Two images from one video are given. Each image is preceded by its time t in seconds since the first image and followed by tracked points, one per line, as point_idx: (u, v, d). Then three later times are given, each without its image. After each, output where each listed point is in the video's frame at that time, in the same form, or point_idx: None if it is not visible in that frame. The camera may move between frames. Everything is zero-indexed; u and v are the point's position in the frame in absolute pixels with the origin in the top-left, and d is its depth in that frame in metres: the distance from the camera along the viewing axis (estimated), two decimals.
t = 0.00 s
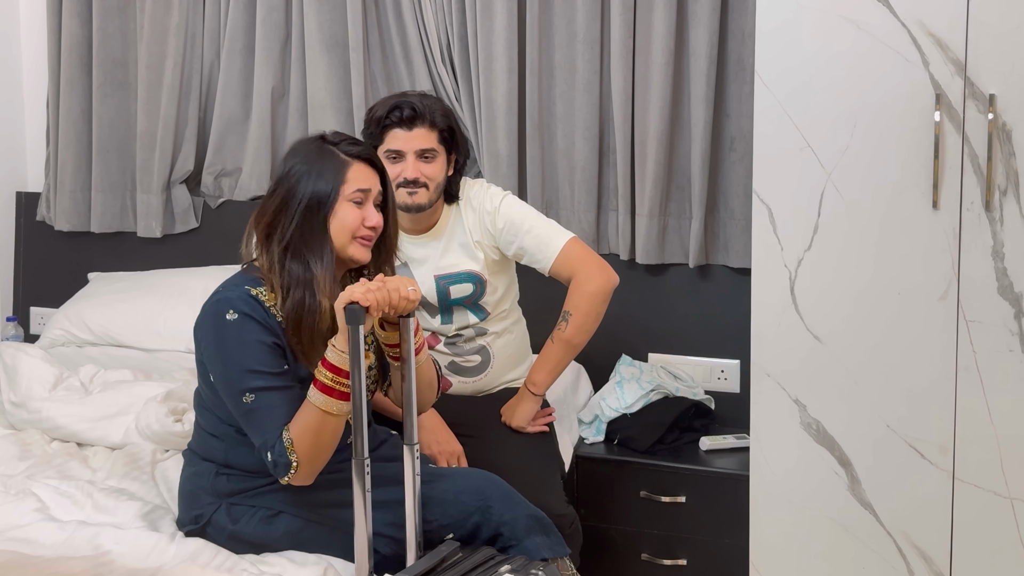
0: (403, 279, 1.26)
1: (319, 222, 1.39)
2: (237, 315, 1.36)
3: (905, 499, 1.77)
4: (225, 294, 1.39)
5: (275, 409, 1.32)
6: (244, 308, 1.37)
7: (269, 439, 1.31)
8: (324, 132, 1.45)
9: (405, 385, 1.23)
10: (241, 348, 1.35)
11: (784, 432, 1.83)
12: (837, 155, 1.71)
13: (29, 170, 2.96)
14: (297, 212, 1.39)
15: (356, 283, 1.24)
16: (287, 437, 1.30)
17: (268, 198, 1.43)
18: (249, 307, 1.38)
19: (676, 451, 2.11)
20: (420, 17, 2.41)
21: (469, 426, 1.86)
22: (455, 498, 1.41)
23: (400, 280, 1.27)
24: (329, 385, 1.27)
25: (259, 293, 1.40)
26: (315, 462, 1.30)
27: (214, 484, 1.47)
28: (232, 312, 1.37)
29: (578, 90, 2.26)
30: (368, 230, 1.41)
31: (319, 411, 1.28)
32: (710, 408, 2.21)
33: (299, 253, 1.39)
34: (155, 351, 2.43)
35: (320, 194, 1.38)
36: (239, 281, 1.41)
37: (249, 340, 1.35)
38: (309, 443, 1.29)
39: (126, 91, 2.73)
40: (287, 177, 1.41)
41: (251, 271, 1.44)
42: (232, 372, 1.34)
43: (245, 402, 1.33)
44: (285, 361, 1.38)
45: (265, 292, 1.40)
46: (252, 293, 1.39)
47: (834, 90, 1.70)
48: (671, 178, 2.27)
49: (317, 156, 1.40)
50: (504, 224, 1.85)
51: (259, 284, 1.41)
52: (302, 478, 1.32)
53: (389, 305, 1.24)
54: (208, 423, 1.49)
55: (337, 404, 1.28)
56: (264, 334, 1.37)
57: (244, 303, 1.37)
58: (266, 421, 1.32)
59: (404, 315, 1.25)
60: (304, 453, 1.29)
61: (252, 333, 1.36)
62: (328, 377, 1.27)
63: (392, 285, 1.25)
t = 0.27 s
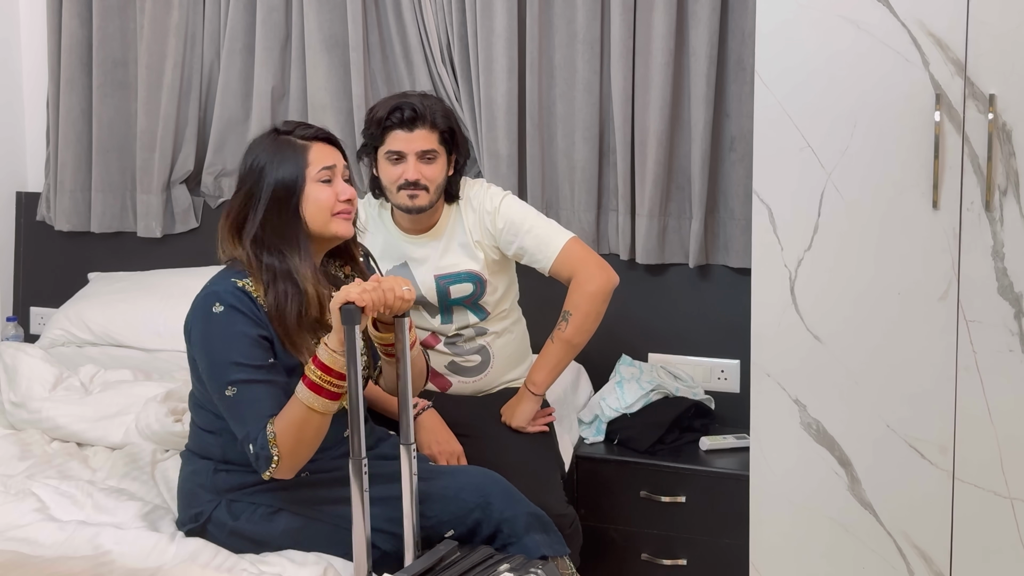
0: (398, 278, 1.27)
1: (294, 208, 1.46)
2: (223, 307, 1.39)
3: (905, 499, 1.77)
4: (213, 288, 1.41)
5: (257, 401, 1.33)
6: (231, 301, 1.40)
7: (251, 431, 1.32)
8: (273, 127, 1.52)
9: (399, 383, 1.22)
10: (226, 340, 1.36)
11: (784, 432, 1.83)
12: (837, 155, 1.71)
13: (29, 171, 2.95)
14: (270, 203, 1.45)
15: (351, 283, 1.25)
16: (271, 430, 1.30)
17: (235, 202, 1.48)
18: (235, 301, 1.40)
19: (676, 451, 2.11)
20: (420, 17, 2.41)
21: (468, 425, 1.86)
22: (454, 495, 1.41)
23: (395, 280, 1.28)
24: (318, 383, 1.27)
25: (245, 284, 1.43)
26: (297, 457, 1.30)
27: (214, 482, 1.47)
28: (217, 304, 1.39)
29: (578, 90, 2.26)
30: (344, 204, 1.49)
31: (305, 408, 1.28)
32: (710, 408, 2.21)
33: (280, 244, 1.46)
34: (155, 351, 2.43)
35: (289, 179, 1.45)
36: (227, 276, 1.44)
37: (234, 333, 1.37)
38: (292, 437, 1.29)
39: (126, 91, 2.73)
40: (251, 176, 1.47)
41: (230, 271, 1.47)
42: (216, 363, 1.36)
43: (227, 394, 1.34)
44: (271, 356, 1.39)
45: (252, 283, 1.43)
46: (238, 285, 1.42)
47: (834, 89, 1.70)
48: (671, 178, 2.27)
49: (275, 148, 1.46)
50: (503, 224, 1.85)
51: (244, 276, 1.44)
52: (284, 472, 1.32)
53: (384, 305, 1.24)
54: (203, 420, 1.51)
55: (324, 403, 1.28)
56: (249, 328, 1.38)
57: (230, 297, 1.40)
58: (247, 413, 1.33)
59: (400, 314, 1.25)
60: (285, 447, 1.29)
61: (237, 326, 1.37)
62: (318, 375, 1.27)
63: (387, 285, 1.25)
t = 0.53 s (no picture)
0: (394, 279, 1.27)
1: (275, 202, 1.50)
2: (213, 298, 1.41)
3: (905, 499, 1.77)
4: (206, 278, 1.44)
5: (244, 391, 1.35)
6: (222, 292, 1.42)
7: (237, 419, 1.33)
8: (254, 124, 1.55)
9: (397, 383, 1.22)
10: (216, 330, 1.38)
11: (784, 432, 1.83)
12: (837, 155, 1.71)
13: (29, 171, 2.96)
14: (251, 197, 1.50)
15: (348, 283, 1.25)
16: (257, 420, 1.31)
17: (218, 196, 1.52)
18: (226, 291, 1.42)
19: (676, 451, 2.11)
20: (420, 17, 2.41)
21: (467, 425, 1.86)
22: (453, 492, 1.41)
23: (391, 280, 1.28)
24: (309, 380, 1.28)
25: (236, 272, 1.45)
26: (280, 449, 1.31)
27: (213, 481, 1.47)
28: (208, 295, 1.41)
29: (578, 90, 2.26)
30: (325, 198, 1.52)
31: (293, 402, 1.29)
32: (710, 408, 2.21)
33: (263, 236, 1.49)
34: (155, 351, 2.43)
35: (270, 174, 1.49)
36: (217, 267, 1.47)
37: (224, 322, 1.39)
38: (278, 430, 1.30)
39: (126, 91, 2.73)
40: (232, 172, 1.51)
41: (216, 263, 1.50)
42: (205, 352, 1.38)
43: (214, 382, 1.36)
44: (259, 346, 1.41)
45: (242, 272, 1.46)
46: (229, 274, 1.44)
47: (834, 89, 1.70)
48: (671, 178, 2.27)
49: (255, 144, 1.50)
50: (501, 224, 1.85)
51: (233, 266, 1.47)
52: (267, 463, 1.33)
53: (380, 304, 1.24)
54: (197, 415, 1.52)
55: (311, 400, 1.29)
56: (239, 318, 1.40)
57: (221, 288, 1.42)
58: (232, 403, 1.34)
59: (396, 312, 1.25)
60: (269, 439, 1.31)
61: (226, 316, 1.39)
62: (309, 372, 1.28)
63: (384, 285, 1.25)
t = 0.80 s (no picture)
0: (399, 278, 1.27)
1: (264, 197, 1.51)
2: (211, 291, 1.41)
3: (905, 499, 1.77)
4: (205, 272, 1.44)
5: (239, 382, 1.35)
6: (220, 286, 1.42)
7: (233, 411, 1.33)
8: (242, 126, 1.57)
9: (401, 382, 1.22)
10: (213, 323, 1.38)
11: (784, 432, 1.83)
12: (837, 155, 1.71)
13: (29, 171, 2.96)
14: (241, 194, 1.51)
15: (353, 282, 1.25)
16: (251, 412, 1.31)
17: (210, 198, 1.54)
18: (224, 285, 1.42)
19: (676, 451, 2.11)
20: (420, 17, 2.41)
21: (467, 425, 1.86)
22: (453, 491, 1.41)
23: (396, 278, 1.27)
24: (304, 373, 1.28)
25: (234, 267, 1.45)
26: (273, 443, 1.32)
27: (212, 479, 1.47)
28: (206, 288, 1.41)
29: (578, 90, 2.26)
30: (311, 188, 1.52)
31: (286, 395, 1.28)
32: (710, 408, 2.21)
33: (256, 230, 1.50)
34: (155, 351, 2.43)
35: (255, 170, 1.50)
36: (215, 262, 1.47)
37: (221, 315, 1.39)
38: (270, 424, 1.30)
39: (126, 91, 2.73)
40: (222, 173, 1.53)
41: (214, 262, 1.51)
42: (201, 345, 1.38)
43: (210, 375, 1.36)
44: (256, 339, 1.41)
45: (239, 266, 1.46)
46: (228, 269, 1.44)
47: (834, 89, 1.70)
48: (671, 178, 2.27)
49: (242, 144, 1.52)
50: (498, 223, 1.85)
51: (231, 262, 1.47)
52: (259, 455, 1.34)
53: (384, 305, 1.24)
54: (196, 412, 1.52)
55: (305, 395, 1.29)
56: (235, 311, 1.40)
57: (219, 281, 1.42)
58: (228, 395, 1.34)
59: (400, 314, 1.25)
60: (262, 433, 1.31)
61: (222, 309, 1.39)
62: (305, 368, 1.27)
63: (388, 285, 1.25)
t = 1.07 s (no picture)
0: (406, 280, 1.31)
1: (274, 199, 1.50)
2: (195, 283, 1.47)
3: (905, 498, 1.77)
4: (199, 265, 1.51)
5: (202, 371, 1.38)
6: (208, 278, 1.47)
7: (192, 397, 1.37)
8: (261, 119, 1.55)
9: (403, 381, 1.23)
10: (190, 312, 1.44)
11: (784, 432, 1.83)
12: (838, 155, 1.71)
13: (29, 171, 2.95)
14: (251, 193, 1.51)
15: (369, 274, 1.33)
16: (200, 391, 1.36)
17: (221, 187, 1.54)
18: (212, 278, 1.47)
19: (676, 451, 2.11)
20: (420, 17, 2.41)
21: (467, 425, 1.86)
22: (453, 488, 1.42)
23: (399, 281, 1.31)
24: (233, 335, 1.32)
25: (227, 263, 1.50)
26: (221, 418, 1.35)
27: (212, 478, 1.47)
28: (193, 280, 1.47)
29: (578, 90, 2.26)
30: (321, 200, 1.50)
31: (221, 369, 1.33)
32: (710, 408, 2.21)
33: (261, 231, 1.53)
34: (155, 351, 2.43)
35: (270, 170, 1.49)
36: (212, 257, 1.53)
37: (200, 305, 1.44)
38: (215, 392, 1.34)
39: (126, 91, 2.73)
40: (235, 165, 1.52)
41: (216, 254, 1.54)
42: (177, 332, 1.44)
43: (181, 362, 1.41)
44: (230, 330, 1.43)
45: (234, 263, 1.50)
46: (221, 264, 1.49)
47: (835, 89, 1.70)
48: (671, 179, 2.27)
49: (259, 141, 1.50)
50: (495, 223, 1.85)
51: (227, 258, 1.51)
52: (208, 436, 1.37)
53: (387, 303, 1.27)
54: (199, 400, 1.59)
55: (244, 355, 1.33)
56: (214, 302, 1.44)
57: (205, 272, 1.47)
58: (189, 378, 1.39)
59: (404, 313, 1.28)
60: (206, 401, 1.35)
61: (200, 299, 1.44)
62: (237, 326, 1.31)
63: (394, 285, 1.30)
